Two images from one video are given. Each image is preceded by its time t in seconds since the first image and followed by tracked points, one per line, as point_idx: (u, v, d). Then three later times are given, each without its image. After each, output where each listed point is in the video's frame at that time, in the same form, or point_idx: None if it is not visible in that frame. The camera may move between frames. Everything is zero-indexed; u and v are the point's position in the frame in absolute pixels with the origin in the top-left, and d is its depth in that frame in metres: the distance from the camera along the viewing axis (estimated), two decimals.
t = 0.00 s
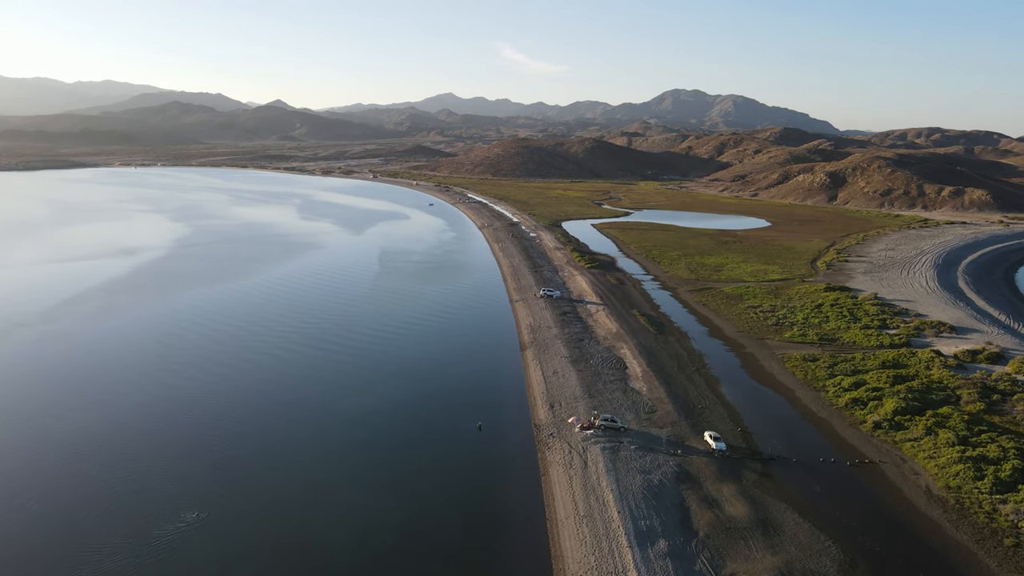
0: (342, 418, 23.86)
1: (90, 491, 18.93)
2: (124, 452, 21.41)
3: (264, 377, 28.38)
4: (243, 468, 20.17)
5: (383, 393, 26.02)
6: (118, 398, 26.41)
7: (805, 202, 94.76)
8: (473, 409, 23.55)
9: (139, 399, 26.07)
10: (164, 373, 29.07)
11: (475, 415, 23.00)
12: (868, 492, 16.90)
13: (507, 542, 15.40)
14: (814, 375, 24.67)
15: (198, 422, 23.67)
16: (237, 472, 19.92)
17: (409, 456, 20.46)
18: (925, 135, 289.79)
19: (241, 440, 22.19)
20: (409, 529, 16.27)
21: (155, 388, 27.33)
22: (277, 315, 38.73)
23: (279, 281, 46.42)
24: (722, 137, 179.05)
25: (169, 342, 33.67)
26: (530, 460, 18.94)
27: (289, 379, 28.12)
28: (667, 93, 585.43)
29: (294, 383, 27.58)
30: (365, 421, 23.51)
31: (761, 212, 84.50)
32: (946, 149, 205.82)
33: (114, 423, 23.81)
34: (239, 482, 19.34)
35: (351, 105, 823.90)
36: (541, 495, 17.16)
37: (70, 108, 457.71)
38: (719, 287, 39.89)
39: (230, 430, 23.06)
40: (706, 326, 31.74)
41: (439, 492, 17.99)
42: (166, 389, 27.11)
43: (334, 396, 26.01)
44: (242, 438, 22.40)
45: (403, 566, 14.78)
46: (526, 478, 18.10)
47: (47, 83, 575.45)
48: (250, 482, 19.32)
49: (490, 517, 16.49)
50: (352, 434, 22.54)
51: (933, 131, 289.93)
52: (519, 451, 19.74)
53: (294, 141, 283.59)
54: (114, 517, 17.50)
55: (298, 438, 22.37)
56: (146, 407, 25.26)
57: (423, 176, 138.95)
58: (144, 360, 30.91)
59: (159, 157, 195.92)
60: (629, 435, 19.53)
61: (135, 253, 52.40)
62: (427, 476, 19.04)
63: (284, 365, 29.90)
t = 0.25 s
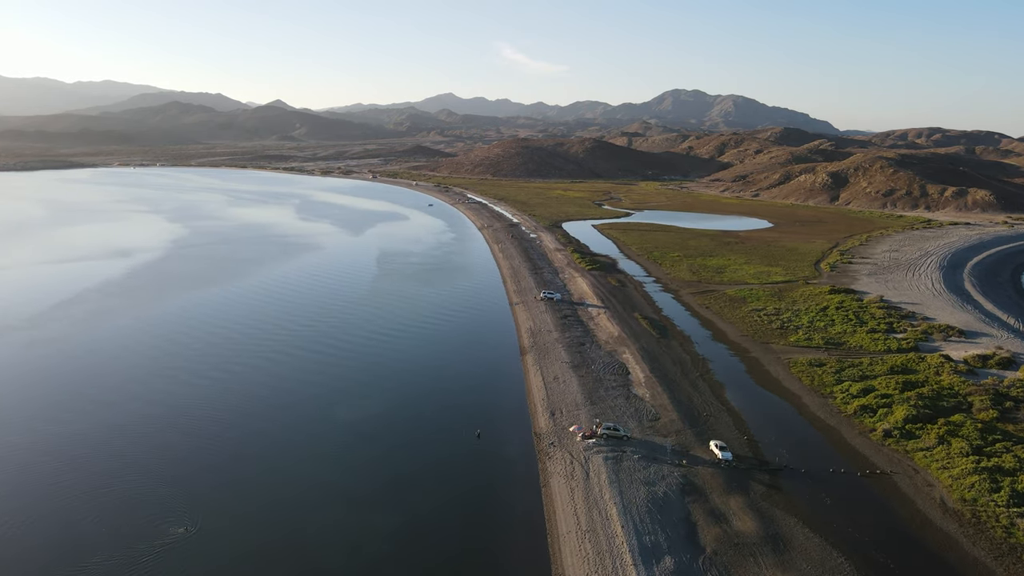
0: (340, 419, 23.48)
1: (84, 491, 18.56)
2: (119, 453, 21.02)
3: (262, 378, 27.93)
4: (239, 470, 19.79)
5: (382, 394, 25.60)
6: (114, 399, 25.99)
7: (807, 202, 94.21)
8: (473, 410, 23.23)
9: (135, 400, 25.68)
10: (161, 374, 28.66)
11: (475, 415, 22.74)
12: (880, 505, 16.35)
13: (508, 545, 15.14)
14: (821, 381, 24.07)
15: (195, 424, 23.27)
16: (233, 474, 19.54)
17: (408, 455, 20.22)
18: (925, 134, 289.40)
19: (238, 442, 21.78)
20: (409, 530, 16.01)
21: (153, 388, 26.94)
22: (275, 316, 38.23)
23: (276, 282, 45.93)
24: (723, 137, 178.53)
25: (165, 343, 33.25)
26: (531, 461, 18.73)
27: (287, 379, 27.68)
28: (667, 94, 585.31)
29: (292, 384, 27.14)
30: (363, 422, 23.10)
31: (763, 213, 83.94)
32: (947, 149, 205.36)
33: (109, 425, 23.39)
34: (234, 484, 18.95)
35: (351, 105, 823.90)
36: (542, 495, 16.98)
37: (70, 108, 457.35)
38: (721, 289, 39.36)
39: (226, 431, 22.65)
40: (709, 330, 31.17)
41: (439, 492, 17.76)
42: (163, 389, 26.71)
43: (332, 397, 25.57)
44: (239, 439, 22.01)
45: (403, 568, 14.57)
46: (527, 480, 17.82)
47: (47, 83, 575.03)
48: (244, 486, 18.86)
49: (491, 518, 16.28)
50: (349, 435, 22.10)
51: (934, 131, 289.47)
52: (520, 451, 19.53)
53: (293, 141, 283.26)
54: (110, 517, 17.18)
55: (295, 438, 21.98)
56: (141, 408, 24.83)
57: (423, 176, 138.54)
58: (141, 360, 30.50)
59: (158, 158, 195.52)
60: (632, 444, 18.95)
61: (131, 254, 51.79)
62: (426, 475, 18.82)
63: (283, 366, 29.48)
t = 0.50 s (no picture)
0: (338, 419, 23.04)
1: (79, 494, 18.23)
2: (112, 456, 20.58)
3: (258, 379, 27.41)
4: (235, 470, 19.48)
5: (380, 395, 25.15)
6: (107, 401, 25.48)
7: (809, 203, 93.58)
8: (472, 412, 22.90)
9: (129, 402, 25.20)
10: (156, 375, 28.16)
11: (473, 416, 22.58)
12: (894, 519, 15.77)
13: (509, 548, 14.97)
14: (828, 388, 23.47)
15: (189, 426, 22.80)
16: (228, 475, 19.22)
17: (406, 456, 20.03)
18: (926, 134, 288.66)
19: (232, 444, 21.34)
20: (408, 532, 15.87)
21: (147, 389, 26.47)
22: (272, 318, 37.69)
23: (273, 284, 45.36)
24: (723, 137, 177.89)
25: (160, 345, 32.72)
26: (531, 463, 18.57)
27: (283, 381, 27.15)
28: (667, 94, 584.79)
29: (288, 385, 26.63)
30: (361, 423, 22.67)
31: (764, 213, 83.33)
32: (948, 149, 204.79)
33: (101, 427, 22.90)
34: (230, 485, 18.61)
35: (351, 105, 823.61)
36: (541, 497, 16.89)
37: (69, 108, 456.77)
38: (724, 291, 38.75)
39: (221, 433, 22.18)
40: (713, 334, 30.59)
41: (439, 494, 17.60)
42: (157, 391, 26.22)
43: (330, 398, 25.08)
44: (234, 441, 21.55)
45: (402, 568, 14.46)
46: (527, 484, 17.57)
47: (46, 83, 574.41)
48: (238, 489, 18.44)
49: (491, 519, 16.16)
50: (345, 438, 21.65)
51: (935, 130, 288.76)
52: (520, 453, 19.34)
53: (293, 141, 282.80)
54: (105, 522, 16.82)
55: (292, 439, 21.61)
56: (134, 410, 24.33)
57: (423, 176, 137.96)
58: (136, 362, 29.99)
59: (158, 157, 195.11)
60: (635, 454, 18.35)
61: (126, 256, 51.12)
62: (424, 476, 18.66)
63: (279, 367, 28.94)
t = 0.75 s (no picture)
0: (333, 423, 22.62)
1: (69, 496, 17.81)
2: (102, 461, 20.09)
3: (252, 382, 26.86)
4: (234, 470, 19.37)
5: (376, 398, 24.66)
6: (99, 405, 24.97)
7: (811, 203, 93.02)
8: (471, 413, 22.68)
9: (121, 406, 24.67)
10: (148, 379, 27.63)
11: (470, 418, 22.44)
12: (908, 533, 15.22)
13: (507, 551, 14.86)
14: (836, 394, 22.87)
15: (181, 430, 22.29)
16: (227, 475, 19.10)
17: (403, 457, 19.88)
18: (926, 134, 288.04)
19: (226, 447, 20.90)
20: (406, 534, 15.79)
21: (140, 393, 25.92)
22: (268, 320, 37.11)
23: (270, 285, 44.80)
24: (724, 137, 177.30)
25: (154, 347, 32.19)
26: (530, 467, 18.45)
27: (278, 384, 26.60)
28: (667, 94, 584.43)
29: (283, 388, 26.08)
30: (357, 427, 22.24)
31: (766, 214, 82.78)
32: (949, 149, 204.36)
33: (92, 431, 22.40)
34: (225, 490, 18.31)
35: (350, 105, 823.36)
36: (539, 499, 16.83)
37: (69, 108, 456.22)
38: (727, 293, 38.16)
39: (214, 438, 21.69)
40: (717, 338, 30.01)
41: (438, 495, 17.47)
42: (149, 395, 25.69)
43: (325, 402, 24.59)
44: (227, 445, 21.07)
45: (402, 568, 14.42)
46: (526, 487, 17.38)
47: (46, 83, 574.00)
48: (233, 493, 18.14)
49: (489, 520, 16.09)
50: (341, 442, 21.23)
51: (936, 130, 288.22)
52: (518, 457, 19.16)
53: (293, 141, 282.36)
54: (95, 526, 16.37)
55: (287, 443, 21.21)
56: (127, 414, 23.81)
57: (422, 176, 137.38)
58: (129, 364, 29.46)
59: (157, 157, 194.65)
60: (639, 465, 17.76)
61: (121, 257, 50.43)
62: (422, 477, 18.56)
63: (274, 370, 28.40)
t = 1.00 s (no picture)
0: (329, 431, 22.18)
1: (62, 512, 17.57)
2: (93, 474, 19.68)
3: (246, 390, 26.33)
4: (233, 472, 19.62)
5: (372, 406, 24.19)
6: (90, 414, 24.50)
7: (813, 203, 92.40)
8: (471, 415, 22.77)
9: (112, 415, 24.17)
10: (140, 387, 27.11)
11: (466, 421, 22.31)
12: (923, 548, 14.65)
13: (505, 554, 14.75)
14: (845, 402, 22.26)
15: (173, 441, 21.80)
16: (226, 477, 19.33)
17: (399, 461, 19.81)
18: (927, 134, 287.37)
19: (220, 458, 20.53)
20: (403, 536, 15.74)
21: (132, 402, 25.43)
22: (263, 324, 36.53)
23: (267, 288, 44.22)
24: (725, 136, 176.64)
25: (147, 353, 31.67)
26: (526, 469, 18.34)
27: (272, 392, 26.06)
28: (667, 94, 583.70)
29: (278, 395, 25.58)
30: (352, 435, 21.82)
31: (768, 214, 82.24)
32: (951, 149, 203.38)
33: (84, 439, 22.20)
34: (219, 499, 18.10)
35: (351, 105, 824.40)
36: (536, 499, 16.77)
37: (69, 108, 455.71)
38: (730, 296, 37.57)
39: (207, 448, 21.22)
40: (720, 342, 29.42)
41: (434, 499, 17.36)
42: (141, 403, 25.19)
43: (321, 409, 24.11)
44: (220, 456, 20.68)
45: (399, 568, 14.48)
46: (523, 492, 17.20)
47: (46, 83, 573.27)
48: (228, 502, 17.93)
49: (486, 522, 16.03)
50: (336, 451, 20.84)
51: (937, 129, 287.54)
52: (515, 459, 19.03)
53: (293, 141, 281.84)
54: (89, 545, 16.15)
55: (282, 451, 20.87)
56: (120, 420, 23.64)
57: (422, 176, 136.75)
58: (121, 372, 28.95)
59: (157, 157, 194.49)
60: (643, 476, 17.19)
61: (117, 259, 50.01)
62: (418, 479, 18.51)
63: (268, 376, 27.82)
